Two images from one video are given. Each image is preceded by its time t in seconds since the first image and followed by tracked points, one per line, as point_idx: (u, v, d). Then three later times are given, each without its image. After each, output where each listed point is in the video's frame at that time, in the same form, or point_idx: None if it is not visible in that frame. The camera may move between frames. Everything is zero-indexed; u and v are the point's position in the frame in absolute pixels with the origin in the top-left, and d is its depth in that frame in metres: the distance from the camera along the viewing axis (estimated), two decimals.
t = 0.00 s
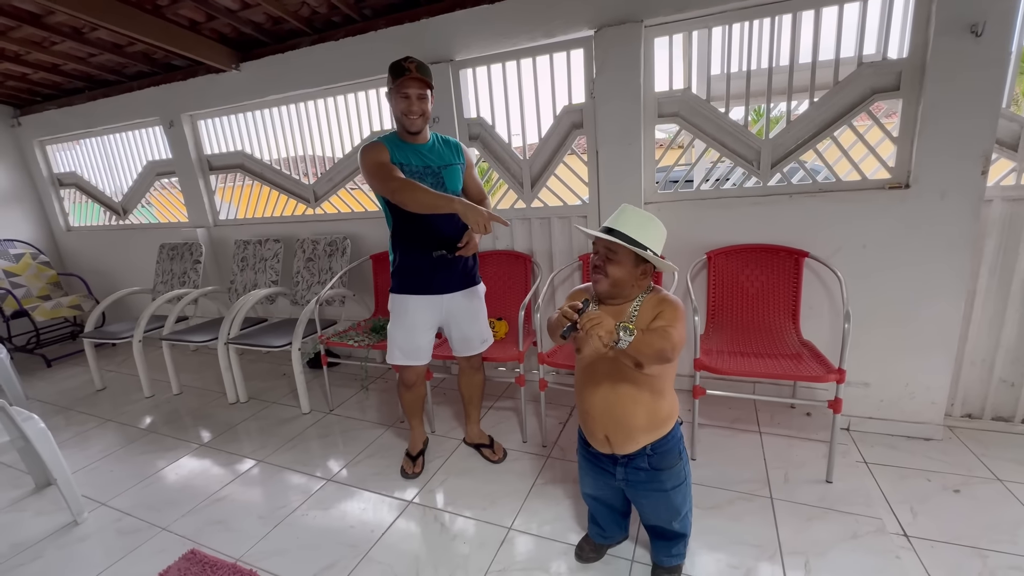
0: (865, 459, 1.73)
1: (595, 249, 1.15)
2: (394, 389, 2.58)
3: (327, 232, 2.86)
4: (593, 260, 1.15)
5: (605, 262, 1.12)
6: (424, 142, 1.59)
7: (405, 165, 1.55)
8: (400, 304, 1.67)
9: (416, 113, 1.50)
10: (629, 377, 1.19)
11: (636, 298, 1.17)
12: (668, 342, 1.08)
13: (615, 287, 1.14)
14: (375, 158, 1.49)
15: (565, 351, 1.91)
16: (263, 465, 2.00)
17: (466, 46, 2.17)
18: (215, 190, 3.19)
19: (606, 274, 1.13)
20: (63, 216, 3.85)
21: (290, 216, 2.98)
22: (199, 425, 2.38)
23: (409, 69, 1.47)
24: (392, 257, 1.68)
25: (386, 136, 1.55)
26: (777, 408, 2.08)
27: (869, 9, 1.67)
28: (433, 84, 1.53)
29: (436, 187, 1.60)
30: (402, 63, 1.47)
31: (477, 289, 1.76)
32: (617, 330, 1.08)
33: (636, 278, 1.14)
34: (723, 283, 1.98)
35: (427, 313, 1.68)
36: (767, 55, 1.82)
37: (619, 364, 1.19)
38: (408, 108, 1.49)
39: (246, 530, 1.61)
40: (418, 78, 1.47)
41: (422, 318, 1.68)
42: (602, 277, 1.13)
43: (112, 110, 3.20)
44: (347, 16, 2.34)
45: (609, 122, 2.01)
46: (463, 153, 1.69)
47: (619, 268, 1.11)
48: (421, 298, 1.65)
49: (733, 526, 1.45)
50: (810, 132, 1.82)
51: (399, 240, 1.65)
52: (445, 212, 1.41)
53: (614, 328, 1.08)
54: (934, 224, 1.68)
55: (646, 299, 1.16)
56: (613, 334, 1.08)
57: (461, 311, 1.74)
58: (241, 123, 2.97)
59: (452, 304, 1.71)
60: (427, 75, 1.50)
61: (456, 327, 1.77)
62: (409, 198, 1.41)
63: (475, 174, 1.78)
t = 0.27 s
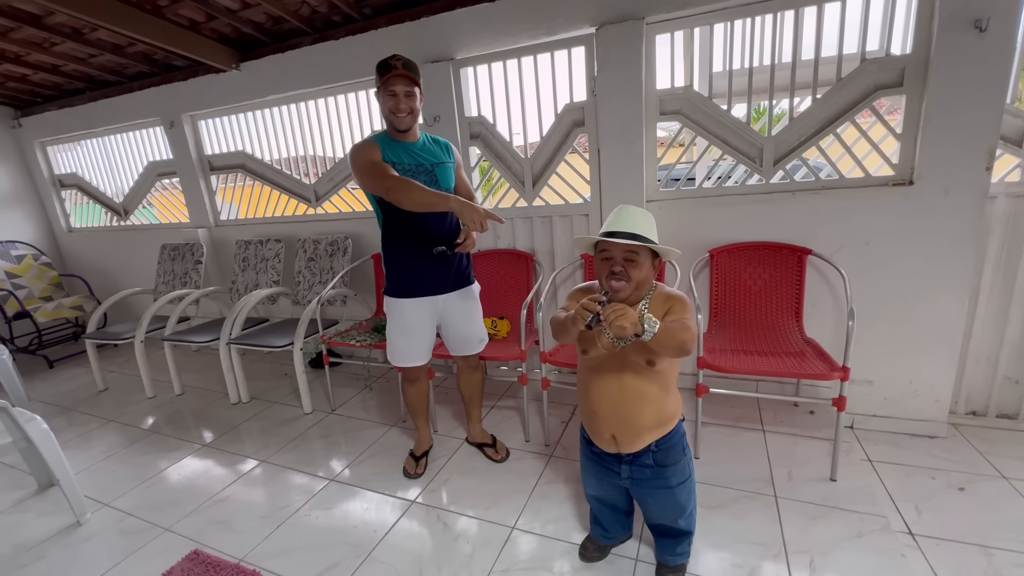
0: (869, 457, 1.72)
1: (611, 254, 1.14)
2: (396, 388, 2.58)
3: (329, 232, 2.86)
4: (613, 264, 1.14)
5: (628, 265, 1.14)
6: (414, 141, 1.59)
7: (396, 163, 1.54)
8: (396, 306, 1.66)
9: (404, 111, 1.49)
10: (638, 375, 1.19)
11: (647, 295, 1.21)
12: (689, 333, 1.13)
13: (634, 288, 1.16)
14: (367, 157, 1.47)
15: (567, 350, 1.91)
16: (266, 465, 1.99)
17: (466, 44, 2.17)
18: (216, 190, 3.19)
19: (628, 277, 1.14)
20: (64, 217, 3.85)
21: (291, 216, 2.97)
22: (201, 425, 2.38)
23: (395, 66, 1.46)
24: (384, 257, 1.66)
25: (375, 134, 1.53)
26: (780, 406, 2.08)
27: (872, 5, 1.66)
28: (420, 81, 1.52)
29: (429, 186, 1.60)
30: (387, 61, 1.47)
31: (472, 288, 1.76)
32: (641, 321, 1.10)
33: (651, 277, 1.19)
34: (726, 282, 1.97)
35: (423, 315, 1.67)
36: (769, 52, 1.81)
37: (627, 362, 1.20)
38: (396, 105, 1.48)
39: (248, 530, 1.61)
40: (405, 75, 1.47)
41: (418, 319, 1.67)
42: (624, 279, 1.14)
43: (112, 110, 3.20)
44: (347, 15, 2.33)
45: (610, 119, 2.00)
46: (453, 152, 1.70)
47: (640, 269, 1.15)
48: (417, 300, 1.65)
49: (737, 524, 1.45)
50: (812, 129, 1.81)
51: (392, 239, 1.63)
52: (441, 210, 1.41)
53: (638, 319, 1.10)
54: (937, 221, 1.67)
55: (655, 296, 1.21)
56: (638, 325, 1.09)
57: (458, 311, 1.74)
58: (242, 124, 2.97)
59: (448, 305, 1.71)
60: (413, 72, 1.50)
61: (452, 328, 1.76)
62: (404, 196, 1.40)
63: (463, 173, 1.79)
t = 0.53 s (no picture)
0: (873, 458, 1.71)
1: (615, 252, 1.15)
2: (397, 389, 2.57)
3: (329, 232, 2.86)
4: (618, 262, 1.14)
5: (633, 262, 1.14)
6: (400, 143, 1.58)
7: (381, 166, 1.53)
8: (387, 308, 1.66)
9: (388, 113, 1.48)
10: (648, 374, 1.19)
11: (652, 291, 1.22)
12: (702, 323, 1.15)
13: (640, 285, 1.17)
14: (350, 160, 1.46)
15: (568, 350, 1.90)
16: (266, 465, 1.99)
17: (467, 43, 2.16)
18: (217, 190, 3.19)
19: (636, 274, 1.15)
20: (65, 218, 3.85)
21: (291, 216, 2.97)
22: (201, 426, 2.37)
23: (374, 68, 1.44)
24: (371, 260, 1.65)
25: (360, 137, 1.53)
26: (783, 407, 2.07)
27: (875, 3, 1.65)
28: (401, 79, 1.51)
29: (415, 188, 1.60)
30: (365, 63, 1.45)
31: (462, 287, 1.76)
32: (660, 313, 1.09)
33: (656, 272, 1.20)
34: (728, 282, 1.96)
35: (415, 316, 1.67)
36: (771, 50, 1.81)
37: (638, 361, 1.19)
38: (380, 108, 1.47)
39: (248, 531, 1.60)
40: (386, 76, 1.45)
41: (411, 321, 1.67)
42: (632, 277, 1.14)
43: (113, 110, 3.20)
44: (348, 15, 2.33)
45: (612, 119, 1.99)
46: (438, 152, 1.69)
47: (647, 264, 1.15)
48: (406, 301, 1.64)
49: (740, 526, 1.44)
50: (815, 128, 1.80)
51: (378, 241, 1.63)
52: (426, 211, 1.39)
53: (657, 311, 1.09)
54: (941, 221, 1.66)
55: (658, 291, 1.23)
56: (658, 317, 1.08)
57: (449, 311, 1.74)
58: (243, 124, 2.96)
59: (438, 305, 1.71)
60: (393, 71, 1.48)
61: (445, 327, 1.77)
62: (388, 198, 1.39)
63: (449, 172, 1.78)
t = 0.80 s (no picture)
0: (879, 466, 1.70)
1: (622, 252, 1.15)
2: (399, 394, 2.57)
3: (333, 237, 2.87)
4: (625, 262, 1.14)
5: (640, 261, 1.15)
6: (395, 152, 1.58)
7: (375, 177, 1.54)
8: (381, 313, 1.66)
9: (385, 124, 1.50)
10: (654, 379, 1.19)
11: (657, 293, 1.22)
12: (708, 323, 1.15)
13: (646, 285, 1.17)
14: (345, 172, 1.48)
15: (572, 355, 1.89)
16: (268, 470, 1.99)
17: (471, 50, 2.17)
18: (222, 195, 3.21)
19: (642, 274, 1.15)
20: (71, 221, 3.88)
21: (296, 221, 2.98)
22: (204, 430, 2.38)
23: (369, 79, 1.46)
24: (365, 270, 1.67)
25: (355, 148, 1.54)
26: (787, 414, 2.05)
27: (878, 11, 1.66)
28: (396, 89, 1.52)
29: (409, 198, 1.60)
30: (360, 74, 1.46)
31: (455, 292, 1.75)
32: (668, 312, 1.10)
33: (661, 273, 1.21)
34: (732, 288, 1.95)
35: (409, 320, 1.67)
36: (775, 57, 1.81)
37: (644, 366, 1.19)
38: (377, 119, 1.48)
39: (251, 537, 1.60)
40: (382, 87, 1.46)
41: (406, 324, 1.67)
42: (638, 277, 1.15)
43: (120, 116, 3.23)
44: (353, 22, 2.35)
45: (615, 125, 2.00)
46: (434, 159, 1.68)
47: (654, 263, 1.16)
48: (399, 307, 1.64)
49: (745, 534, 1.43)
50: (819, 134, 1.80)
51: (373, 251, 1.64)
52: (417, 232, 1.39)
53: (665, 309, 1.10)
54: (947, 227, 1.65)
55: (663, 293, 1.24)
56: (666, 315, 1.09)
57: (443, 316, 1.73)
58: (248, 129, 2.98)
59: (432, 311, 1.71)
60: (388, 81, 1.49)
61: (440, 332, 1.76)
62: (381, 217, 1.40)
63: (445, 179, 1.78)
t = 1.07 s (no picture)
0: (873, 471, 1.70)
1: (619, 249, 1.17)
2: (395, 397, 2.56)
3: (330, 239, 2.87)
4: (621, 258, 1.16)
5: (635, 258, 1.16)
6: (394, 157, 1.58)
7: (373, 183, 1.54)
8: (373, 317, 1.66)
9: (388, 128, 1.49)
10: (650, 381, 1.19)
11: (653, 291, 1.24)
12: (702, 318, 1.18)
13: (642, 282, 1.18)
14: (338, 183, 1.49)
15: (567, 359, 1.90)
16: (263, 473, 1.98)
17: (470, 54, 2.18)
18: (219, 196, 3.20)
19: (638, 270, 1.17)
20: (67, 222, 3.86)
21: (293, 223, 2.98)
22: (198, 432, 2.36)
23: (371, 83, 1.45)
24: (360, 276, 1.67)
25: (354, 153, 1.53)
26: (782, 419, 2.06)
27: (873, 18, 1.67)
28: (399, 93, 1.51)
29: (407, 203, 1.61)
30: (362, 78, 1.45)
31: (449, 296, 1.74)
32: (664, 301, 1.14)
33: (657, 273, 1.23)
34: (728, 292, 1.96)
35: (400, 324, 1.67)
36: (771, 63, 1.82)
37: (639, 368, 1.19)
38: (380, 123, 1.48)
39: (244, 540, 1.59)
40: (384, 91, 1.46)
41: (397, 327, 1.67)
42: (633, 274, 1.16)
43: (117, 116, 3.22)
44: (352, 24, 2.35)
45: (612, 129, 2.01)
46: (433, 163, 1.69)
47: (650, 262, 1.18)
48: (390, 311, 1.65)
49: (739, 539, 1.43)
50: (814, 140, 1.81)
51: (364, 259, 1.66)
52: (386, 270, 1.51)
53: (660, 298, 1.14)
54: (940, 234, 1.66)
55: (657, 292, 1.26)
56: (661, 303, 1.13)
57: (436, 320, 1.72)
58: (246, 131, 2.98)
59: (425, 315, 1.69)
60: (390, 85, 1.48)
61: (433, 335, 1.75)
62: (355, 244, 1.49)
63: (443, 182, 1.78)
